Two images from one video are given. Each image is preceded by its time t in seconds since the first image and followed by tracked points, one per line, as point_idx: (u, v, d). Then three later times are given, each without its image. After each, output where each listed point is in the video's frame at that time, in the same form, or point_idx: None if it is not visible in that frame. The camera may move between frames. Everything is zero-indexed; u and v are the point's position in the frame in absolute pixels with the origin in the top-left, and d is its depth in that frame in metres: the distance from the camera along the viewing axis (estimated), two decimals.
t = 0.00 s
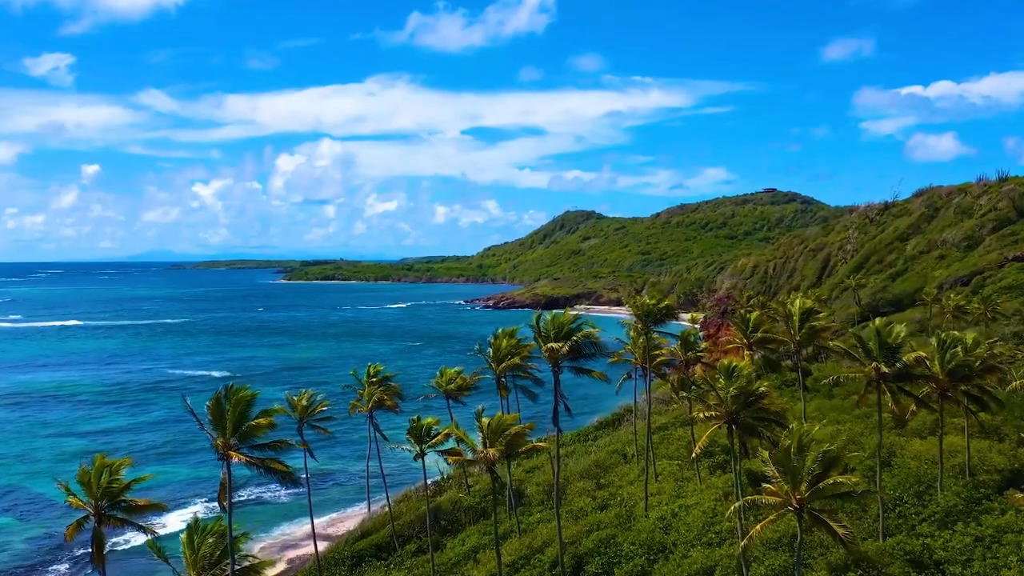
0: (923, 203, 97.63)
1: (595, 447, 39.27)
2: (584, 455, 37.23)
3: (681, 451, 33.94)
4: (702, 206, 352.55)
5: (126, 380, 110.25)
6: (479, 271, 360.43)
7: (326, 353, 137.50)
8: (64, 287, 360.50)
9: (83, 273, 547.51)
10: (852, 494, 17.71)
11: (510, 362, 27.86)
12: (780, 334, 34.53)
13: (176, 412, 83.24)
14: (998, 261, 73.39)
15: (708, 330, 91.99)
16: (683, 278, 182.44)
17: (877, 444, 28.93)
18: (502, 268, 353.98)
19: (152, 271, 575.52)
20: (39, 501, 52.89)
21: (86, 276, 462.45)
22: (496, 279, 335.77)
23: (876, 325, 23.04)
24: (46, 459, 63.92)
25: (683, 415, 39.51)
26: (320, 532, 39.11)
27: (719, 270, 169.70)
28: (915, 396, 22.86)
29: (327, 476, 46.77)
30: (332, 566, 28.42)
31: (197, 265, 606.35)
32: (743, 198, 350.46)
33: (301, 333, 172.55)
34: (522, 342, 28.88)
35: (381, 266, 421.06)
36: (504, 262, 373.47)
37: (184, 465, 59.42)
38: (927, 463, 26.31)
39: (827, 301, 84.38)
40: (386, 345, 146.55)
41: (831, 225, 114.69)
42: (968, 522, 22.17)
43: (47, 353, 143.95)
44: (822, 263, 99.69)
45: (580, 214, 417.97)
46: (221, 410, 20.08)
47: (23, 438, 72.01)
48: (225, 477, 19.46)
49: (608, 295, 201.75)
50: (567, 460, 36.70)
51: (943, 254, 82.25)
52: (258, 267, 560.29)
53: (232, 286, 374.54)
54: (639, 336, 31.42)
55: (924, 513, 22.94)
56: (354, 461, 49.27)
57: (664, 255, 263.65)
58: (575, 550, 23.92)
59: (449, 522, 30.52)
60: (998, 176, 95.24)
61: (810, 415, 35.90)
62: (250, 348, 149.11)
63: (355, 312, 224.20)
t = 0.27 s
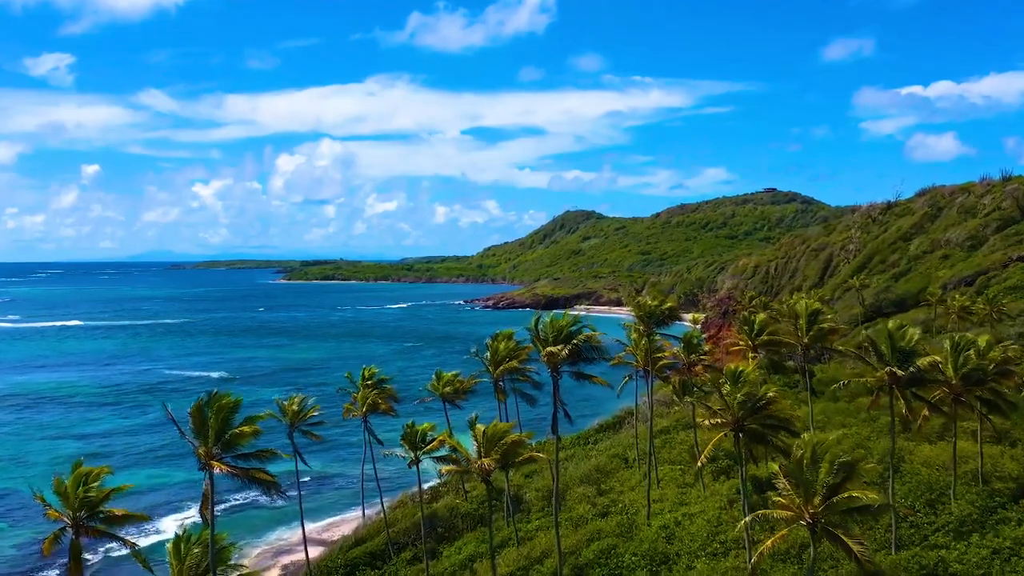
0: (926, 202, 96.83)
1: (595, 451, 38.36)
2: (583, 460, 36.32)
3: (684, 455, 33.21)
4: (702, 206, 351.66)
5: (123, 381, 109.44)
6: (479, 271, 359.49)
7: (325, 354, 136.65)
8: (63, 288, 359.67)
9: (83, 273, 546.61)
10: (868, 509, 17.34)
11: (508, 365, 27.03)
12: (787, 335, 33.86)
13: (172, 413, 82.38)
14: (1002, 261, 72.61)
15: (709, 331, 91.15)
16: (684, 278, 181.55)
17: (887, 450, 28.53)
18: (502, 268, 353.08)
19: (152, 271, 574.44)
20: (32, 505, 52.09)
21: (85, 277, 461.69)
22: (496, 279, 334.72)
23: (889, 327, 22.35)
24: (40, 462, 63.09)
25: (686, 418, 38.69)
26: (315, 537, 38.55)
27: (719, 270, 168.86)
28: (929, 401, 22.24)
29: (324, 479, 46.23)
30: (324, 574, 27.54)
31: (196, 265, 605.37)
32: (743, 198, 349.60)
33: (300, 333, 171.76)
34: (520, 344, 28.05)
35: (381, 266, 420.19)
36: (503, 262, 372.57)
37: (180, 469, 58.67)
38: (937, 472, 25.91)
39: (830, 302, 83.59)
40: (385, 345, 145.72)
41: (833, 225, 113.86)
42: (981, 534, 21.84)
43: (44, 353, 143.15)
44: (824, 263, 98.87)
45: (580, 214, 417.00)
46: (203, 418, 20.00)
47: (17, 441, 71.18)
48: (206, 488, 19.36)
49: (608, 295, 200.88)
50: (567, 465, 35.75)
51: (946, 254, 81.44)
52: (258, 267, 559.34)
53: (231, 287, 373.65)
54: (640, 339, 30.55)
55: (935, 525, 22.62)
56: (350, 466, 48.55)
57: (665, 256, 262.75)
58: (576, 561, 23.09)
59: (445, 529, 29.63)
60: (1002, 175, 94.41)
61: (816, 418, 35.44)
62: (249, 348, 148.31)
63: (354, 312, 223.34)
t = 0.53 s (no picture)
0: (929, 202, 95.96)
1: (595, 454, 37.52)
2: (584, 464, 35.53)
3: (687, 461, 32.52)
4: (702, 206, 350.60)
5: (120, 382, 108.66)
6: (479, 271, 358.50)
7: (323, 354, 135.78)
8: (63, 288, 358.70)
9: (82, 273, 545.61)
10: (883, 526, 17.08)
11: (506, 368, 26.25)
12: (794, 338, 33.37)
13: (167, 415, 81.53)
14: (1007, 260, 71.77)
15: (710, 332, 90.32)
16: (684, 278, 180.63)
17: (895, 456, 28.25)
18: (502, 269, 352.13)
19: (151, 271, 573.31)
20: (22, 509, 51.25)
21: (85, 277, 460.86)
22: (495, 279, 333.73)
23: (902, 331, 22.17)
24: (33, 464, 62.29)
25: (689, 422, 37.97)
26: (309, 542, 37.98)
27: (720, 270, 167.97)
28: (943, 407, 22.01)
29: (321, 483, 45.74)
30: None
31: (196, 265, 604.38)
32: (743, 197, 348.64)
33: (299, 333, 170.89)
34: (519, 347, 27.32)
35: (381, 266, 419.29)
36: (503, 262, 371.61)
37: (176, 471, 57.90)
38: (949, 479, 25.42)
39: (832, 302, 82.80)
40: (384, 346, 144.84)
41: (834, 225, 113.00)
42: (996, 545, 21.41)
43: (42, 354, 142.31)
44: (826, 263, 98.05)
45: (579, 214, 415.98)
46: (182, 428, 19.80)
47: (10, 443, 70.31)
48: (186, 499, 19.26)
49: (608, 295, 199.96)
50: (567, 470, 34.87)
51: (950, 254, 80.61)
52: (257, 267, 558.15)
53: (230, 287, 372.73)
54: (642, 341, 29.72)
55: (948, 535, 22.16)
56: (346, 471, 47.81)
57: (665, 256, 261.77)
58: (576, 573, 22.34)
59: (442, 537, 28.84)
60: (1005, 174, 93.55)
61: (822, 422, 35.00)
62: (247, 349, 147.50)
63: (353, 312, 222.44)
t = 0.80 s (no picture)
0: (931, 201, 95.22)
1: (595, 458, 36.74)
2: (584, 469, 34.89)
3: (688, 466, 31.89)
4: (702, 206, 350.02)
5: (118, 383, 108.17)
6: (479, 271, 357.97)
7: (322, 355, 135.20)
8: (62, 288, 358.15)
9: (82, 273, 545.29)
10: (901, 541, 16.38)
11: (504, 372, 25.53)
12: (800, 341, 32.74)
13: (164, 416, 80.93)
14: (1011, 260, 71.08)
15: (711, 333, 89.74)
16: (685, 278, 180.12)
17: (903, 461, 27.77)
18: (502, 269, 351.66)
19: (151, 271, 572.63)
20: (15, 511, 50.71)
21: (85, 277, 460.73)
22: (495, 279, 333.14)
23: (914, 334, 21.63)
24: (27, 466, 61.72)
25: (691, 426, 37.38)
26: (306, 546, 37.75)
27: (721, 270, 167.32)
28: (958, 412, 21.41)
29: (318, 488, 45.66)
30: None
31: (196, 264, 604.04)
32: (744, 197, 347.96)
33: (298, 334, 170.32)
34: (517, 349, 26.64)
35: (380, 266, 418.97)
36: (503, 262, 371.17)
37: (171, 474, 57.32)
38: (960, 486, 24.88)
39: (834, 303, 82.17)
40: (383, 346, 144.21)
41: (836, 225, 112.34)
42: (1011, 556, 20.92)
43: (39, 354, 141.77)
44: (828, 263, 97.39)
45: (580, 214, 415.34)
46: (164, 436, 19.63)
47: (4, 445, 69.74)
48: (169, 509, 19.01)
49: (608, 296, 199.37)
50: (567, 475, 34.07)
51: (953, 254, 79.92)
52: (257, 267, 557.68)
53: (230, 287, 372.39)
54: (643, 343, 29.05)
55: (960, 545, 21.78)
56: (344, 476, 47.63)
57: (665, 256, 261.13)
58: None
59: (438, 543, 28.18)
60: (1009, 174, 92.78)
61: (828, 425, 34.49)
62: (246, 349, 146.98)
63: (352, 312, 221.86)
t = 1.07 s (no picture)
0: (934, 201, 94.37)
1: (596, 463, 35.93)
2: (584, 474, 34.11)
3: (691, 471, 31.20)
4: (702, 205, 349.19)
5: (115, 384, 107.45)
6: (479, 271, 357.20)
7: (320, 356, 134.45)
8: (62, 288, 357.60)
9: (82, 273, 544.65)
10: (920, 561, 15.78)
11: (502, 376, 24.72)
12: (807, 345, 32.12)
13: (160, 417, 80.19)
14: (1016, 261, 70.25)
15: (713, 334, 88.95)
16: (685, 278, 179.37)
17: (912, 468, 27.14)
18: (502, 269, 350.93)
19: (150, 271, 571.92)
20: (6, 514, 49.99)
21: (85, 277, 460.24)
22: (495, 279, 332.32)
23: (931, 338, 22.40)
24: (20, 468, 60.96)
25: (695, 429, 36.67)
26: (300, 552, 37.21)
27: (721, 270, 166.53)
28: (974, 420, 21.91)
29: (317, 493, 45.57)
30: None
31: (197, 264, 604.22)
32: (744, 197, 347.01)
33: (296, 334, 169.58)
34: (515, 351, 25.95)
35: (380, 266, 418.20)
36: (503, 262, 370.41)
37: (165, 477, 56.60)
38: (971, 496, 24.42)
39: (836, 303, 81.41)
40: (382, 347, 143.42)
41: (838, 224, 111.56)
42: None
43: (37, 354, 141.07)
44: (830, 263, 96.60)
45: (580, 214, 414.48)
46: (139, 447, 19.09)
47: None
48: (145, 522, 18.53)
49: (608, 296, 198.59)
50: (567, 480, 33.23)
51: (957, 254, 79.08)
52: (257, 267, 556.92)
53: (230, 286, 371.74)
54: (645, 347, 28.39)
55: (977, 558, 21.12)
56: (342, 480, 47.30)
57: (665, 256, 260.29)
58: None
59: (435, 551, 27.46)
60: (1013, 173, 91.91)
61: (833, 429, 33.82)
62: (244, 350, 146.23)
63: (351, 312, 221.07)
